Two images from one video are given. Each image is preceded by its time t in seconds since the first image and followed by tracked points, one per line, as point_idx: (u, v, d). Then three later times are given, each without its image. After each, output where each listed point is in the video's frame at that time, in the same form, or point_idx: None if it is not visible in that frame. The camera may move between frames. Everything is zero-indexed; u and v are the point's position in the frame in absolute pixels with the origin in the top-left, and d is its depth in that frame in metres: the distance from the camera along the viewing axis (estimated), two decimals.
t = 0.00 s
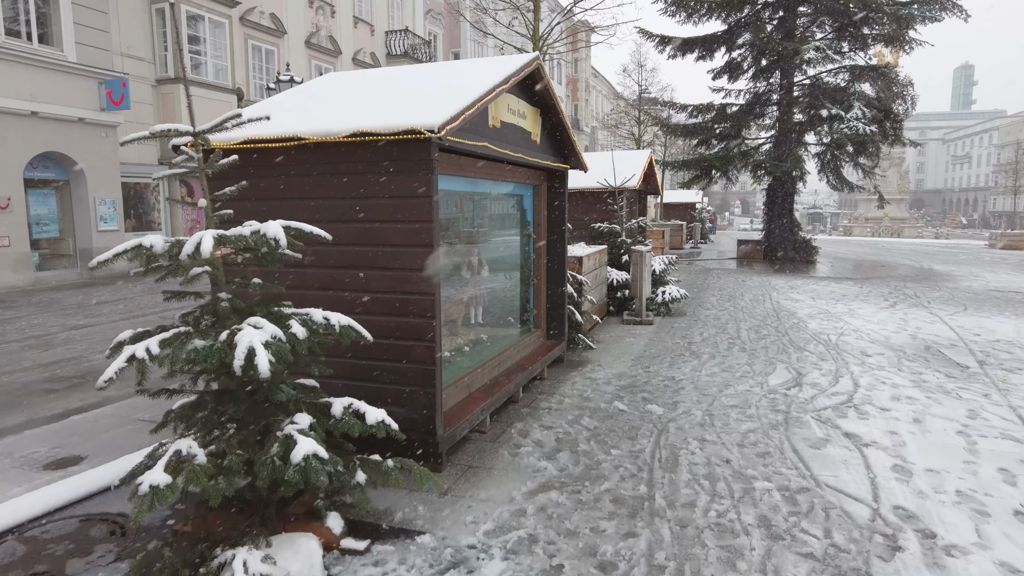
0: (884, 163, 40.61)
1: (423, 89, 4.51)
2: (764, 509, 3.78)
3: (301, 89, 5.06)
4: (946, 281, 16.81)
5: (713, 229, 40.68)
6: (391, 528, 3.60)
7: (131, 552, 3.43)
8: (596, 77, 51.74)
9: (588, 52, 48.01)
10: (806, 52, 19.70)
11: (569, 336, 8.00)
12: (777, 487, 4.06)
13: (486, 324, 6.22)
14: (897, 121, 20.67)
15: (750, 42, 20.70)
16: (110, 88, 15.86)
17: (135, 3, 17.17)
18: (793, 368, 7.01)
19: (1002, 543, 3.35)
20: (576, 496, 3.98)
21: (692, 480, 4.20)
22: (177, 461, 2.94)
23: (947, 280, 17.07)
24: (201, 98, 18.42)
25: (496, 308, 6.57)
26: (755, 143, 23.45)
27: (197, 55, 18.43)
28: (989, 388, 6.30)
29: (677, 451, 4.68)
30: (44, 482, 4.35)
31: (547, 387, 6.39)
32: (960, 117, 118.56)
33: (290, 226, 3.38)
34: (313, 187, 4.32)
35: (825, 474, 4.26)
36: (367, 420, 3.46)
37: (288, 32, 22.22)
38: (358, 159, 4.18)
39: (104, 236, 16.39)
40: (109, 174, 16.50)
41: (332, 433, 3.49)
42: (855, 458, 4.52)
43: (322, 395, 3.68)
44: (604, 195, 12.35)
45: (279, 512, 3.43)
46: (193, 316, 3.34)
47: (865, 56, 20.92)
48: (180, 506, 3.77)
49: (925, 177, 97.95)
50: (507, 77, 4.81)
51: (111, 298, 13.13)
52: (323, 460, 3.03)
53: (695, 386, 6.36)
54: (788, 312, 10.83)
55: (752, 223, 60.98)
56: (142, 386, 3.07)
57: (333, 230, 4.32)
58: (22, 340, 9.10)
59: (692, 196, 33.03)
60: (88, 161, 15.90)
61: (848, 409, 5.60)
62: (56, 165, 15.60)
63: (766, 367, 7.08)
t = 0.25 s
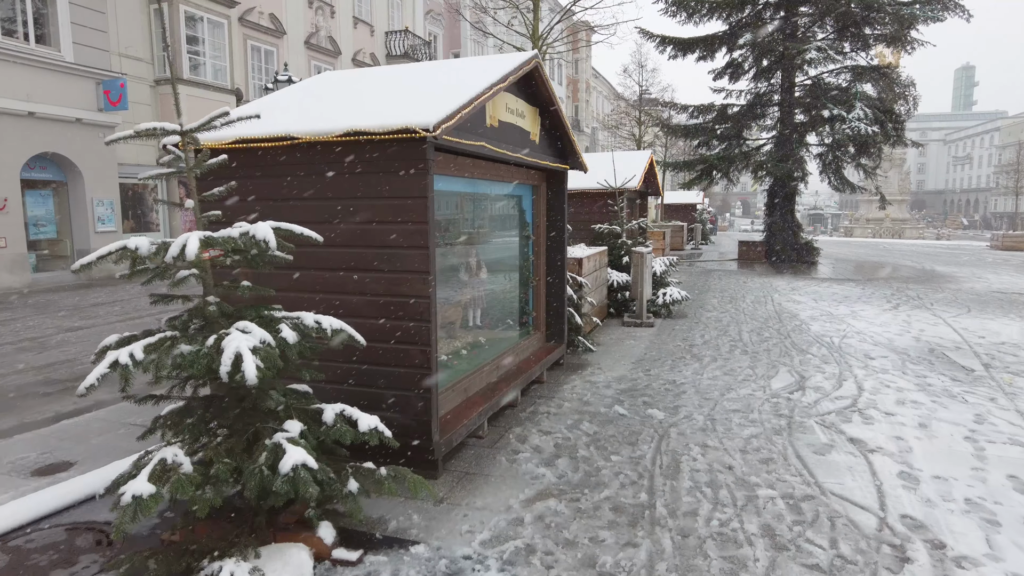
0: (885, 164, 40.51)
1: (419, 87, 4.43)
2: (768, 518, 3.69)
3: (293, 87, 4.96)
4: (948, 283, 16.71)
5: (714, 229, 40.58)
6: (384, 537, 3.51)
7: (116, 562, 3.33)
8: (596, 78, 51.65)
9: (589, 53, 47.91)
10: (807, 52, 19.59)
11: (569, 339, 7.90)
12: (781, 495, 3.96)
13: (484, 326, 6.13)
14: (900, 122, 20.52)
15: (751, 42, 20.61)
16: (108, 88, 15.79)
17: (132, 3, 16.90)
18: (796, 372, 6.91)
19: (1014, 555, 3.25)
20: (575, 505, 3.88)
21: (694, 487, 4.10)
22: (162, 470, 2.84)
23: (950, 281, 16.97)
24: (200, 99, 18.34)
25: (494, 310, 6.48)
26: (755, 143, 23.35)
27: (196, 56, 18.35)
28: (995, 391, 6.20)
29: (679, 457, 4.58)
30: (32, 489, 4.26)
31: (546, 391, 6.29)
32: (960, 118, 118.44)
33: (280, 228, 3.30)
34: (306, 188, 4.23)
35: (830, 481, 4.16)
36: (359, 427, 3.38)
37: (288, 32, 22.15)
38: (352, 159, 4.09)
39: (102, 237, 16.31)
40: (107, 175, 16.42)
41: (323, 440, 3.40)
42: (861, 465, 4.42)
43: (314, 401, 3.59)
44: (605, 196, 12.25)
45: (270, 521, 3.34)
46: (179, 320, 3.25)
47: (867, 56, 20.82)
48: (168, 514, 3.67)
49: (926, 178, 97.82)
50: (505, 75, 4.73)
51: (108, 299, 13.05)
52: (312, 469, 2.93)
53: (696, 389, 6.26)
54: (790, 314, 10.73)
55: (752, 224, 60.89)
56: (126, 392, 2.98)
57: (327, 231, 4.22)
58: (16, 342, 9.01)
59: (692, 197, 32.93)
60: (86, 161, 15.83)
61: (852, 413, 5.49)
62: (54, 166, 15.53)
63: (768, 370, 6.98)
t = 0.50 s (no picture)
0: (885, 165, 40.42)
1: (412, 85, 4.35)
2: (769, 527, 3.59)
3: (285, 86, 4.88)
4: (950, 284, 16.62)
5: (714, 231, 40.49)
6: (374, 547, 3.41)
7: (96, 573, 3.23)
8: (597, 79, 51.60)
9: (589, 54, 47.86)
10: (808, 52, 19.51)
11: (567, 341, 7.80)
12: (782, 503, 3.86)
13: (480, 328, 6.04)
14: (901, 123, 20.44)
15: (751, 43, 20.52)
16: (105, 89, 15.72)
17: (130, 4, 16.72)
18: (797, 375, 6.81)
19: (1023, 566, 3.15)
20: (571, 513, 3.78)
21: (693, 495, 4.00)
22: (142, 480, 2.75)
23: (952, 283, 16.87)
24: (197, 99, 18.26)
25: (491, 312, 6.39)
26: (756, 144, 23.27)
27: (194, 56, 18.27)
28: (1000, 395, 6.10)
29: (677, 463, 4.48)
30: (16, 496, 4.16)
31: (543, 394, 6.19)
32: (961, 119, 118.36)
33: (266, 229, 3.21)
34: (295, 188, 4.14)
35: (833, 489, 4.06)
36: (348, 435, 3.29)
37: (287, 33, 22.08)
38: (343, 158, 4.00)
39: (99, 238, 16.22)
40: (104, 175, 16.34)
41: (311, 447, 3.30)
42: (864, 472, 4.32)
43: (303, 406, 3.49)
44: (604, 196, 12.15)
45: (256, 530, 3.25)
46: (162, 324, 3.16)
47: (868, 57, 20.74)
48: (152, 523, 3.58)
49: (927, 179, 97.73)
50: (500, 73, 4.64)
51: (104, 301, 12.97)
52: (297, 479, 2.82)
53: (696, 393, 6.16)
54: (791, 316, 10.63)
55: (753, 225, 60.81)
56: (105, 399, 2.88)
57: (318, 232, 4.13)
58: (9, 345, 8.92)
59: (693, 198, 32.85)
60: (82, 162, 15.75)
61: (855, 418, 5.39)
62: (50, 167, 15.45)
63: (769, 373, 6.88)
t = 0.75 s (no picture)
0: (886, 165, 40.33)
1: (400, 81, 4.23)
2: (767, 537, 3.47)
3: (273, 83, 4.79)
4: (952, 285, 16.48)
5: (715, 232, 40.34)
6: (358, 558, 3.29)
7: None
8: (596, 80, 51.50)
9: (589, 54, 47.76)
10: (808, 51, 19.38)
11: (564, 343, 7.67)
12: (781, 512, 3.74)
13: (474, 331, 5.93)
14: (902, 122, 20.32)
15: (751, 42, 20.40)
16: (100, 89, 15.63)
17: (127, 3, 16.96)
18: (797, 378, 6.69)
19: None
20: (563, 523, 3.66)
21: (689, 504, 3.87)
22: (110, 491, 2.62)
23: (953, 284, 16.75)
24: (194, 99, 18.13)
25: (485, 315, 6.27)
26: (756, 144, 23.15)
27: (191, 56, 18.14)
28: (1004, 399, 5.97)
29: (674, 470, 4.36)
30: None
31: (538, 398, 6.07)
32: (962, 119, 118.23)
33: (244, 229, 3.08)
34: (281, 186, 4.04)
35: (834, 497, 3.93)
36: (330, 443, 3.18)
37: (285, 33, 21.96)
38: (329, 156, 3.89)
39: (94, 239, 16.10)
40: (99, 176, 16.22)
41: (291, 456, 3.19)
42: (865, 479, 4.20)
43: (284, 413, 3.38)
44: (602, 196, 12.02)
45: (233, 542, 3.12)
46: (136, 328, 3.04)
47: (868, 57, 20.62)
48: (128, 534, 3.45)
49: (927, 180, 97.58)
50: (492, 70, 4.53)
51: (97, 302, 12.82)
52: (272, 490, 2.68)
53: (694, 397, 6.04)
54: (791, 317, 10.50)
55: (754, 226, 60.67)
56: (71, 406, 2.74)
57: (303, 233, 4.02)
58: None
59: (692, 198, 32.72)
60: (77, 163, 15.64)
61: (856, 423, 5.27)
62: (44, 167, 15.33)
63: (768, 376, 6.76)
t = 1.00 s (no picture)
0: (886, 164, 40.16)
1: (386, 78, 4.14)
2: (764, 551, 3.34)
3: (261, 82, 4.73)
4: (953, 285, 16.35)
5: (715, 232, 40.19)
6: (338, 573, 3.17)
7: None
8: (596, 79, 51.37)
9: (588, 53, 47.65)
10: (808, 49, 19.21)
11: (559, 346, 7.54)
12: (778, 524, 3.61)
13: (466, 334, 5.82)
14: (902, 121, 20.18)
15: (751, 40, 20.25)
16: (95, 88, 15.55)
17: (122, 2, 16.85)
18: (796, 381, 6.55)
19: None
20: (552, 535, 3.53)
21: (684, 515, 3.74)
22: (71, 508, 2.49)
23: (954, 284, 16.60)
24: (189, 99, 17.98)
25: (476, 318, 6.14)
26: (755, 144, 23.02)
27: (186, 56, 17.99)
28: (1008, 403, 5.84)
29: (668, 479, 4.24)
30: None
31: (531, 402, 5.94)
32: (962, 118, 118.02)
33: (217, 232, 2.95)
34: (265, 187, 3.98)
35: (832, 507, 3.81)
36: (307, 455, 3.05)
37: (282, 32, 21.81)
38: (313, 155, 3.82)
39: (88, 239, 16.00)
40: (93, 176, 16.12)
41: (267, 468, 3.06)
42: (866, 488, 4.06)
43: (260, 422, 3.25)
44: (599, 196, 11.87)
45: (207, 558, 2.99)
46: (103, 335, 2.90)
47: (869, 55, 20.48)
48: (100, 548, 3.32)
49: (928, 179, 97.39)
50: (481, 67, 4.42)
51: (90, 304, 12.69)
52: (242, 507, 2.55)
53: (690, 401, 5.91)
54: (791, 319, 10.37)
55: (754, 225, 60.51)
56: (32, 418, 2.61)
57: (287, 235, 3.95)
58: None
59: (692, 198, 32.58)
60: (71, 163, 15.53)
61: (856, 429, 5.13)
62: (38, 168, 15.23)
63: (767, 380, 6.63)
